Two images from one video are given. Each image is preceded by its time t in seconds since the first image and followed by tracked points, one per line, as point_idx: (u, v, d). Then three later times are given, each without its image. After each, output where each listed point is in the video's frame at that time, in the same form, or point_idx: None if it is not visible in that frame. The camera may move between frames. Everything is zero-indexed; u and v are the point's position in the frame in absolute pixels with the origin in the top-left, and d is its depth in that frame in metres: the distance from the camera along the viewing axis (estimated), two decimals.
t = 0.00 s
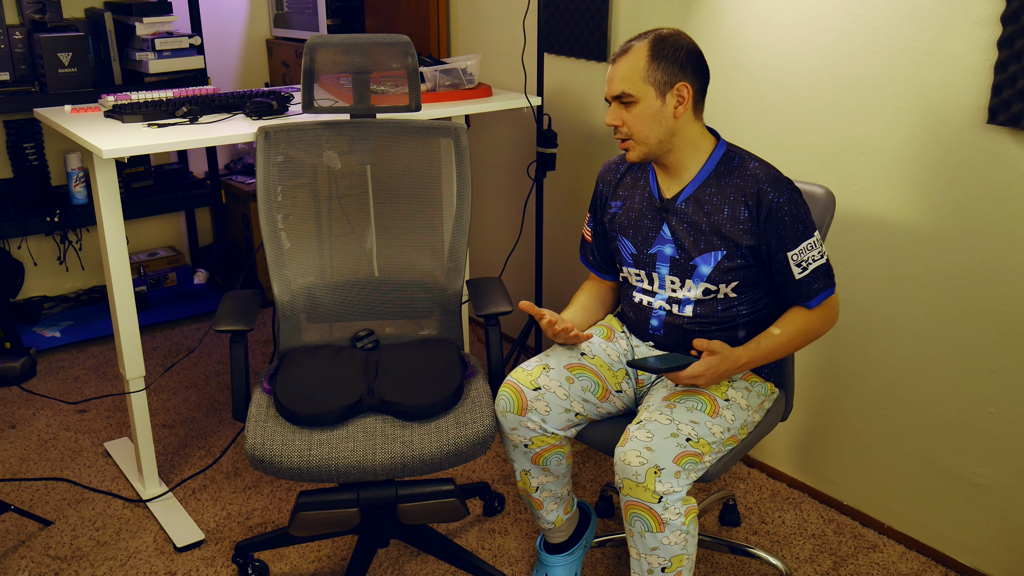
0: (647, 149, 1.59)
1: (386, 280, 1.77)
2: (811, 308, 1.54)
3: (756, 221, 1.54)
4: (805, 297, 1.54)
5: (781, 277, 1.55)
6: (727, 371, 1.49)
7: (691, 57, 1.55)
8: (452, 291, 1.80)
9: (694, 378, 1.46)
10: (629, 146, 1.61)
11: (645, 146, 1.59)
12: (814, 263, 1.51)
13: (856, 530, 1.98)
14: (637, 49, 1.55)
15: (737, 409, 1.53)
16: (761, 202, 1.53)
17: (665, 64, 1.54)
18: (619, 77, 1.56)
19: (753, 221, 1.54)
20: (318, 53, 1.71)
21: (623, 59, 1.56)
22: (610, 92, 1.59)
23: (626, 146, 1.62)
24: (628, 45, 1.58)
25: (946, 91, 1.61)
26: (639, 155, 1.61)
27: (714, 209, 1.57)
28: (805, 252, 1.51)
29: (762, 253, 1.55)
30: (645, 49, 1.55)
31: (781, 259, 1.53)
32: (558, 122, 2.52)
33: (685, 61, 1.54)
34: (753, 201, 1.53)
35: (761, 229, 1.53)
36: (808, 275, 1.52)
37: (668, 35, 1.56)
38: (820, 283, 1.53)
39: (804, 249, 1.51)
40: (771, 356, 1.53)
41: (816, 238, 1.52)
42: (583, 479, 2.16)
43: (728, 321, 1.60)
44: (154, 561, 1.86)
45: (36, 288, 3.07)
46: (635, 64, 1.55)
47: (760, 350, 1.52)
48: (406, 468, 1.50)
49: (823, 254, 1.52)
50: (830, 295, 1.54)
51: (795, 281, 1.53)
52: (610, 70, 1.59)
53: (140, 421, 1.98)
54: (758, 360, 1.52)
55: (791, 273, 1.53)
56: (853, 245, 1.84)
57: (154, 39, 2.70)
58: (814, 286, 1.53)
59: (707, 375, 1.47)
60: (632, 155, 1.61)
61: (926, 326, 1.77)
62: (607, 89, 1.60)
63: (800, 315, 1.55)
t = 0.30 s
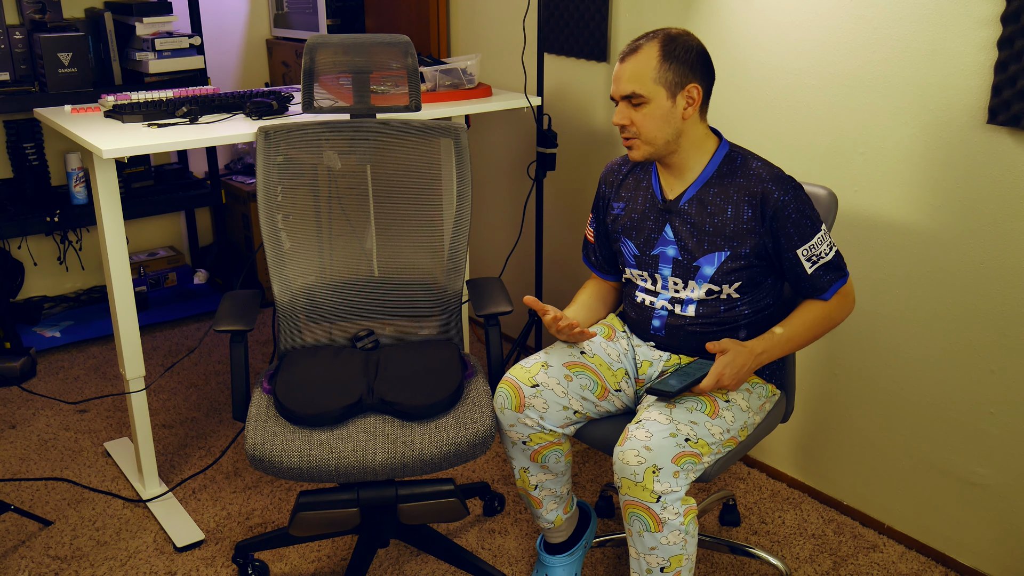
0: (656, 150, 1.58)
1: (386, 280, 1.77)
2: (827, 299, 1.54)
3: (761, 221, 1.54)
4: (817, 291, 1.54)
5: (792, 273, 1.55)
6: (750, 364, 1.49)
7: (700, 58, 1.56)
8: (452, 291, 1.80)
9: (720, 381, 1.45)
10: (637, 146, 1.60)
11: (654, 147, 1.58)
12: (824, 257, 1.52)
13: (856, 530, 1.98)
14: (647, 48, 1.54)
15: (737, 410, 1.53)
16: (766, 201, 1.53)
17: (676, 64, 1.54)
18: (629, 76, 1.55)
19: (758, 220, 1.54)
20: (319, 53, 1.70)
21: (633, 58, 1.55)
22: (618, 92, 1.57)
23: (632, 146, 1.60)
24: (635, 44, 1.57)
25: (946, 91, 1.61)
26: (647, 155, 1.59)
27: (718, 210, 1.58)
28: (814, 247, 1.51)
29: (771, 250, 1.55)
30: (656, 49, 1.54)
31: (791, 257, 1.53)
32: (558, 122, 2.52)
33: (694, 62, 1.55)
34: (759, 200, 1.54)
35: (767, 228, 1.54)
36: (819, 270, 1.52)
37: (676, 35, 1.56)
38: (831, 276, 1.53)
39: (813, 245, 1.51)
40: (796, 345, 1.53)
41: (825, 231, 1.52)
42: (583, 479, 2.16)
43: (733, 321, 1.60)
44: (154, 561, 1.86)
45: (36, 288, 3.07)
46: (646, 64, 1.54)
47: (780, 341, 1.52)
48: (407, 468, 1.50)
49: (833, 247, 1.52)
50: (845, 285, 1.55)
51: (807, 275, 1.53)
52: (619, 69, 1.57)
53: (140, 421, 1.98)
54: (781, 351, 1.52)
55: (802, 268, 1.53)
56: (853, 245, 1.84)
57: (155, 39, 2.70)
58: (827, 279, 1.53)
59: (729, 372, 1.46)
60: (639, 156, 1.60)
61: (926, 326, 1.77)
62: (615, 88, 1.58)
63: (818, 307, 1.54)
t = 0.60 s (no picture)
0: (672, 146, 1.57)
1: (386, 280, 1.77)
2: (828, 294, 1.55)
3: (761, 218, 1.55)
4: (817, 287, 1.54)
5: (791, 269, 1.55)
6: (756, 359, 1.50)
7: (714, 60, 1.58)
8: (452, 292, 1.80)
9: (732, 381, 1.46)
10: (650, 141, 1.58)
11: (670, 142, 1.57)
12: (824, 253, 1.52)
13: (856, 530, 1.98)
14: (670, 43, 1.54)
15: (737, 409, 1.53)
16: (767, 199, 1.53)
17: (697, 62, 1.55)
18: (653, 69, 1.54)
19: (758, 217, 1.55)
20: (318, 53, 1.71)
21: (657, 51, 1.54)
22: (638, 84, 1.56)
23: (645, 141, 1.58)
24: (655, 38, 1.56)
25: (945, 91, 1.61)
26: (661, 150, 1.58)
27: (718, 208, 1.58)
28: (814, 243, 1.52)
29: (770, 247, 1.56)
30: (677, 44, 1.54)
31: (792, 253, 1.53)
32: (558, 122, 2.52)
33: (710, 62, 1.57)
34: (759, 198, 1.54)
35: (766, 225, 1.54)
36: (819, 265, 1.53)
37: (693, 34, 1.57)
38: (831, 271, 1.54)
39: (813, 241, 1.52)
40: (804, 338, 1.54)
41: (823, 228, 1.53)
42: (583, 479, 2.16)
43: (734, 320, 1.60)
44: (154, 561, 1.86)
45: (36, 288, 3.07)
46: (670, 58, 1.53)
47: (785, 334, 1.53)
48: (407, 469, 1.50)
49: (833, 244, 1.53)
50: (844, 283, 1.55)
51: (806, 271, 1.54)
52: (640, 62, 1.55)
53: (140, 421, 1.98)
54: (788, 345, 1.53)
55: (802, 265, 1.53)
56: (853, 245, 1.84)
57: (155, 39, 2.70)
58: (827, 274, 1.54)
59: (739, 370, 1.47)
60: (653, 150, 1.58)
61: (926, 326, 1.77)
62: (633, 81, 1.56)
63: (819, 302, 1.55)
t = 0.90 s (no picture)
0: (674, 142, 1.58)
1: (386, 281, 1.77)
2: (830, 293, 1.55)
3: (765, 217, 1.55)
4: (818, 287, 1.54)
5: (792, 269, 1.55)
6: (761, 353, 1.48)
7: (718, 58, 1.58)
8: (452, 291, 1.80)
9: (743, 383, 1.45)
10: (653, 137, 1.58)
11: (674, 138, 1.57)
12: (827, 252, 1.53)
13: (856, 530, 1.98)
14: (675, 40, 1.54)
15: (738, 408, 1.53)
16: (771, 197, 1.54)
17: (702, 60, 1.55)
18: (658, 65, 1.54)
19: (761, 216, 1.55)
20: (319, 53, 1.71)
21: (661, 47, 1.54)
22: (643, 80, 1.56)
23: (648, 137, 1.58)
24: (660, 35, 1.56)
25: (945, 91, 1.61)
26: (664, 146, 1.58)
27: (722, 207, 1.58)
28: (816, 243, 1.52)
29: (772, 246, 1.56)
30: (682, 41, 1.54)
31: (794, 253, 1.54)
32: (558, 122, 2.52)
33: (714, 60, 1.57)
34: (763, 197, 1.54)
35: (769, 224, 1.54)
36: (821, 264, 1.53)
37: (699, 32, 1.57)
38: (831, 271, 1.54)
39: (815, 240, 1.52)
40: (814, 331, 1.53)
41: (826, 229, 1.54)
42: (583, 479, 2.16)
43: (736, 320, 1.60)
44: (154, 561, 1.86)
45: (36, 288, 3.07)
46: (675, 55, 1.53)
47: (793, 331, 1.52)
48: (407, 469, 1.50)
49: (834, 244, 1.53)
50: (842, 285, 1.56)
51: (807, 270, 1.54)
52: (646, 58, 1.55)
53: (141, 421, 1.98)
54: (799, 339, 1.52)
55: (803, 264, 1.54)
56: (854, 245, 1.84)
57: (155, 39, 2.70)
58: (828, 273, 1.54)
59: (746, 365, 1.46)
60: (656, 147, 1.58)
61: (925, 326, 1.77)
62: (637, 76, 1.56)
63: (820, 301, 1.55)
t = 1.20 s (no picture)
0: (672, 142, 1.58)
1: (386, 280, 1.77)
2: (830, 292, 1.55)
3: (768, 216, 1.55)
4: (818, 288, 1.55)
5: (793, 269, 1.56)
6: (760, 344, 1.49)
7: (715, 56, 1.58)
8: (452, 291, 1.80)
9: (744, 373, 1.46)
10: (651, 138, 1.59)
11: (671, 138, 1.57)
12: (828, 253, 1.53)
13: (856, 530, 1.98)
14: (669, 40, 1.55)
15: (739, 408, 1.53)
16: (774, 197, 1.54)
17: (696, 58, 1.55)
18: (652, 66, 1.54)
19: (763, 216, 1.55)
20: (319, 53, 1.71)
21: (654, 49, 1.55)
22: (637, 82, 1.56)
23: (646, 138, 1.59)
24: (654, 36, 1.57)
25: (945, 91, 1.61)
26: (662, 146, 1.58)
27: (724, 207, 1.58)
28: (818, 243, 1.52)
29: (774, 246, 1.56)
30: (676, 41, 1.55)
31: (796, 253, 1.54)
32: (558, 122, 2.52)
33: (711, 58, 1.57)
34: (766, 196, 1.55)
35: (771, 225, 1.55)
36: (822, 264, 1.53)
37: (695, 31, 1.57)
38: (831, 271, 1.54)
39: (817, 240, 1.52)
40: (814, 327, 1.53)
41: (828, 230, 1.54)
42: (583, 479, 2.16)
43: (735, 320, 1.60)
44: (154, 561, 1.86)
45: (36, 288, 3.07)
46: (668, 55, 1.54)
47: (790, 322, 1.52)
48: (407, 469, 1.50)
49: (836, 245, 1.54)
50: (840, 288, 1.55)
51: (808, 270, 1.54)
52: (640, 60, 1.56)
53: (141, 421, 1.98)
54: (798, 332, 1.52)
55: (804, 264, 1.54)
56: (853, 245, 1.84)
57: (155, 39, 2.70)
58: (829, 273, 1.54)
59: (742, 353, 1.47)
60: (654, 148, 1.59)
61: (926, 326, 1.77)
62: (632, 79, 1.58)
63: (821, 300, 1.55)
